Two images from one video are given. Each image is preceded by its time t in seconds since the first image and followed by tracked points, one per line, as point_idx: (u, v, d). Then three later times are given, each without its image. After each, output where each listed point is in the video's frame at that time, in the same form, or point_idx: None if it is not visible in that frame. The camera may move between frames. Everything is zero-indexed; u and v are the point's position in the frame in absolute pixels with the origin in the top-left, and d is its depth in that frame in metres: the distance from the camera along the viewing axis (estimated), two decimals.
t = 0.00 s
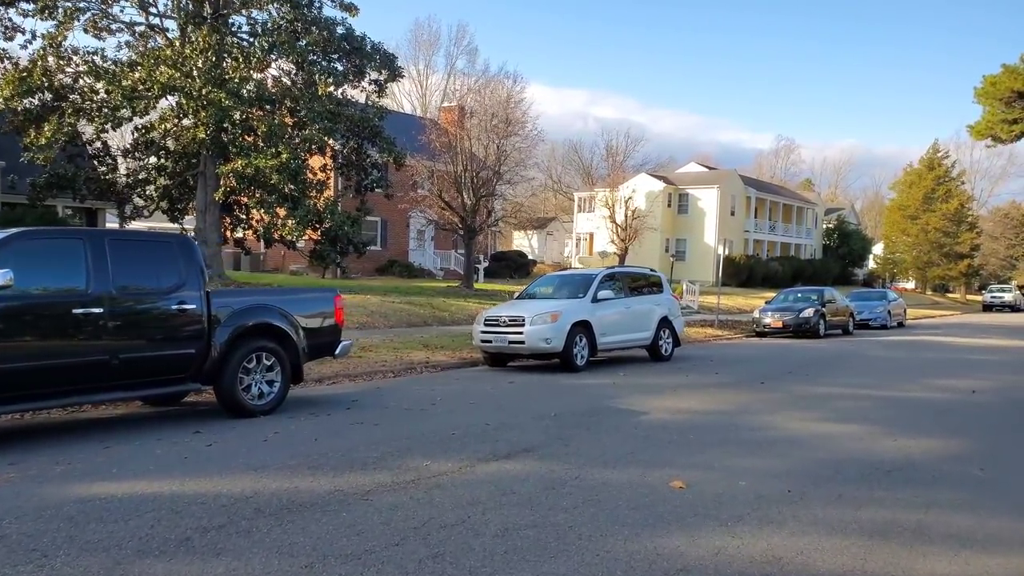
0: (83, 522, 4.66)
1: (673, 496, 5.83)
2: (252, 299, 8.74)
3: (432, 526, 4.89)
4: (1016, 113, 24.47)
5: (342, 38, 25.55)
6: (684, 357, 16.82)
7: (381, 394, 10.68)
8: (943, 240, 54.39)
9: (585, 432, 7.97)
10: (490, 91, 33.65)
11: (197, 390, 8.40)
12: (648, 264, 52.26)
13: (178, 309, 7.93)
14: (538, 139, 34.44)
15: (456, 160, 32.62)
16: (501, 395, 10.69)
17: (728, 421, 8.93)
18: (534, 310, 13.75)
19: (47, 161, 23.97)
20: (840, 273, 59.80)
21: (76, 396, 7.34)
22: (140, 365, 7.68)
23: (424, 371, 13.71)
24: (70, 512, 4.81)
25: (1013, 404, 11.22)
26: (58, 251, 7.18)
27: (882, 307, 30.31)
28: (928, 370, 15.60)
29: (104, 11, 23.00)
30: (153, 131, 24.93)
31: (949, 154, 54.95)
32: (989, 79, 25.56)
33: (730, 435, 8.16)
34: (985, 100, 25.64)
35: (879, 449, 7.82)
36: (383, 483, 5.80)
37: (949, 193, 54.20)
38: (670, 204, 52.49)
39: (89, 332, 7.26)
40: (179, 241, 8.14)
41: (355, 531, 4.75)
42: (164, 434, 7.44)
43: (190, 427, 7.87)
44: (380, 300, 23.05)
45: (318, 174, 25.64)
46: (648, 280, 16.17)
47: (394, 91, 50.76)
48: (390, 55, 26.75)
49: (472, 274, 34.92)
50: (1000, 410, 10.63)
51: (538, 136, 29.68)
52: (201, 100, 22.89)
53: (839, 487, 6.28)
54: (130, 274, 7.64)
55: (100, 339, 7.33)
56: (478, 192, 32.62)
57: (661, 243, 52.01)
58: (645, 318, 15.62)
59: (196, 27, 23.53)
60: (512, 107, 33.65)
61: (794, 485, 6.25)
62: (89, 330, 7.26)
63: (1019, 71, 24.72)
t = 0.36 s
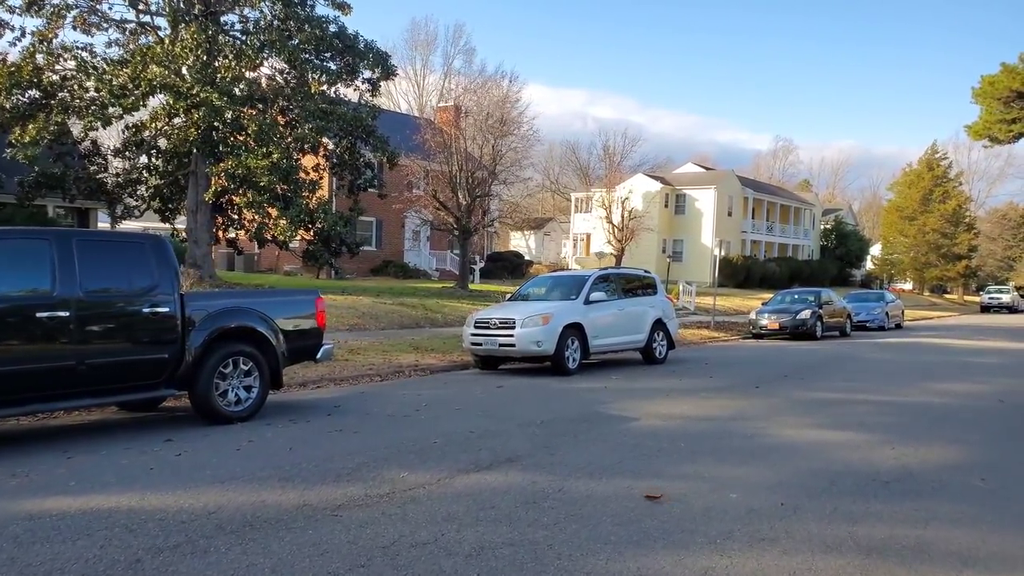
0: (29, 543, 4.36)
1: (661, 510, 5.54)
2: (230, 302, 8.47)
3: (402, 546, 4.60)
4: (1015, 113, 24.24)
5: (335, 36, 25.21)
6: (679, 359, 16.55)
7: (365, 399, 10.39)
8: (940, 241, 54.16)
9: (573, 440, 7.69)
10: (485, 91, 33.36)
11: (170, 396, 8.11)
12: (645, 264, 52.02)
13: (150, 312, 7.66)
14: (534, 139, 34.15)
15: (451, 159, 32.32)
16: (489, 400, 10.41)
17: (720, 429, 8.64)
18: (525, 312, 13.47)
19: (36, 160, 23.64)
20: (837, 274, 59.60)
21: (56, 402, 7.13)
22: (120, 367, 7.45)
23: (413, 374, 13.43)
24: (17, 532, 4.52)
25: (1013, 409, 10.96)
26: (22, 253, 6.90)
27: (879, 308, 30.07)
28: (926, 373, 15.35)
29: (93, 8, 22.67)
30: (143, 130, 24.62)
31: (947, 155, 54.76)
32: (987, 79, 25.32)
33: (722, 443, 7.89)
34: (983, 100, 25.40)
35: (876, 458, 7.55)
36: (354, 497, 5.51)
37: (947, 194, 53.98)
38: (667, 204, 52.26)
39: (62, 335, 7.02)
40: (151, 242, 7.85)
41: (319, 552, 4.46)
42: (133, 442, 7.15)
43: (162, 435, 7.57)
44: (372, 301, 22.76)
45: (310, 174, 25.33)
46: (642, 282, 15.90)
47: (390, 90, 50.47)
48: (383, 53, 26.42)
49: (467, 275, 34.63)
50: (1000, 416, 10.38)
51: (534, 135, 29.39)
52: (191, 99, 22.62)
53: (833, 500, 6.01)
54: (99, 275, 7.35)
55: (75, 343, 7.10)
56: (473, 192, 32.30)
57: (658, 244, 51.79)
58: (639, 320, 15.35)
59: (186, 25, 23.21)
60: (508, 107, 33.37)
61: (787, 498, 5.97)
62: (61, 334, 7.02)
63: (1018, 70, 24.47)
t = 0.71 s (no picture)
0: None
1: (656, 520, 5.23)
2: (210, 300, 8.16)
3: (375, 563, 4.29)
4: (1016, 111, 23.97)
5: (329, 32, 24.85)
6: (676, 360, 16.25)
7: (352, 400, 10.08)
8: (940, 241, 53.88)
9: (565, 444, 7.38)
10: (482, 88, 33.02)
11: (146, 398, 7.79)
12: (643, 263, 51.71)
13: (125, 311, 7.34)
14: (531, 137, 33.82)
15: (447, 157, 31.97)
16: (480, 401, 10.11)
17: (718, 432, 8.34)
18: (518, 311, 13.16)
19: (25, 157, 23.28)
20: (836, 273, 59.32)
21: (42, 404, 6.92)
22: (105, 366, 7.22)
23: (404, 374, 13.12)
24: None
25: (1019, 412, 10.66)
26: None
27: (879, 308, 29.80)
28: (928, 374, 15.05)
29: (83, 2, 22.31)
30: (135, 127, 24.28)
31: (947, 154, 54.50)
32: (988, 76, 25.04)
33: (720, 447, 7.58)
34: (984, 98, 25.12)
35: (879, 463, 7.25)
36: (329, 506, 5.19)
37: (946, 193, 53.72)
38: (665, 203, 51.97)
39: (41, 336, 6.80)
40: (127, 239, 7.52)
41: (288, 570, 4.13)
42: (105, 447, 6.82)
43: (135, 439, 7.24)
44: (365, 300, 22.44)
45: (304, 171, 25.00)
46: (638, 280, 15.60)
47: (387, 88, 50.09)
48: (378, 49, 26.07)
49: (463, 274, 34.29)
50: (1005, 419, 10.09)
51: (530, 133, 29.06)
52: (182, 96, 22.28)
53: (836, 509, 5.70)
54: (70, 274, 7.04)
55: (55, 342, 6.87)
56: (469, 191, 31.94)
57: (656, 243, 51.49)
58: (635, 319, 15.04)
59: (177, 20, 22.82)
60: (505, 105, 33.05)
61: (788, 507, 5.67)
62: (39, 334, 6.78)
63: (1019, 67, 24.18)
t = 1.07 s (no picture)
0: None
1: (644, 537, 4.93)
2: (184, 302, 7.84)
3: None
4: (1015, 110, 23.70)
5: (320, 30, 24.45)
6: (671, 362, 15.95)
7: (335, 406, 9.76)
8: (938, 241, 53.62)
9: (552, 453, 7.07)
10: (477, 86, 32.66)
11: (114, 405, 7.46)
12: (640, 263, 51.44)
13: (89, 314, 7.01)
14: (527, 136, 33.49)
15: (441, 157, 31.61)
16: (467, 406, 9.81)
17: (712, 439, 8.03)
18: (509, 313, 12.84)
19: (11, 156, 22.83)
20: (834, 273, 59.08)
21: (44, 407, 6.87)
22: (78, 372, 6.96)
23: (392, 378, 12.81)
24: None
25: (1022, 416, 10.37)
26: None
27: (877, 308, 29.51)
28: (928, 376, 14.76)
29: None
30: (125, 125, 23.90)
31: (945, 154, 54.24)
32: (987, 74, 24.76)
33: (714, 456, 7.27)
34: (983, 96, 24.85)
35: (879, 472, 6.95)
36: (295, 522, 4.88)
37: (945, 193, 53.47)
38: (662, 203, 51.69)
39: (31, 340, 6.65)
40: (95, 239, 7.22)
41: None
42: (68, 457, 6.50)
43: (101, 448, 6.91)
44: (358, 301, 22.11)
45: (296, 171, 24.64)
46: (633, 281, 15.29)
47: (382, 88, 49.72)
48: (371, 47, 25.70)
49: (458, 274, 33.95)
50: (1008, 423, 9.81)
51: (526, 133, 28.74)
52: (171, 95, 21.83)
53: (835, 523, 5.41)
54: (33, 274, 6.73)
55: (48, 346, 6.75)
56: (464, 190, 31.58)
57: (653, 243, 51.23)
58: (629, 321, 14.73)
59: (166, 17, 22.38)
60: (500, 104, 32.73)
61: (785, 521, 5.37)
62: (25, 338, 6.61)
63: (1018, 65, 23.91)
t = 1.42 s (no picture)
0: None
1: (621, 549, 4.67)
2: (152, 302, 7.57)
3: None
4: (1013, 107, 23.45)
5: (310, 26, 24.15)
6: (664, 362, 15.68)
7: (314, 408, 9.49)
8: (936, 239, 53.40)
9: (532, 458, 6.79)
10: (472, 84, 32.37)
11: (79, 409, 7.19)
12: (636, 262, 51.20)
13: (50, 314, 6.73)
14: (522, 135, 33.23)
15: (435, 155, 31.30)
16: (450, 409, 9.54)
17: (700, 443, 7.76)
18: (497, 313, 12.59)
19: None
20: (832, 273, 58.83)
21: (36, 408, 6.78)
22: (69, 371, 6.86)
23: (378, 379, 12.54)
24: None
25: (1020, 418, 10.12)
26: None
27: (875, 307, 29.26)
28: (925, 376, 14.50)
29: None
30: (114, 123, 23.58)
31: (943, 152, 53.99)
32: (985, 71, 24.51)
33: (700, 460, 7.00)
34: (981, 94, 24.61)
35: (870, 477, 6.69)
36: (251, 534, 4.61)
37: (943, 192, 53.23)
38: (659, 203, 51.45)
39: (21, 339, 6.56)
40: (56, 235, 6.94)
41: None
42: (26, 463, 6.24)
43: (60, 453, 6.62)
44: (348, 301, 21.83)
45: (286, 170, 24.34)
46: (624, 281, 15.04)
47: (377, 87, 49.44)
48: (363, 44, 25.41)
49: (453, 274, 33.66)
50: (1006, 425, 9.56)
51: (521, 131, 28.47)
52: (158, 91, 21.43)
53: (823, 533, 5.14)
54: None
55: (39, 346, 6.66)
56: (459, 190, 31.26)
57: (650, 242, 50.96)
58: (620, 320, 14.47)
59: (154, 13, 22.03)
60: (495, 102, 32.45)
61: (770, 531, 5.11)
62: (17, 337, 6.54)
63: (1017, 62, 23.67)
